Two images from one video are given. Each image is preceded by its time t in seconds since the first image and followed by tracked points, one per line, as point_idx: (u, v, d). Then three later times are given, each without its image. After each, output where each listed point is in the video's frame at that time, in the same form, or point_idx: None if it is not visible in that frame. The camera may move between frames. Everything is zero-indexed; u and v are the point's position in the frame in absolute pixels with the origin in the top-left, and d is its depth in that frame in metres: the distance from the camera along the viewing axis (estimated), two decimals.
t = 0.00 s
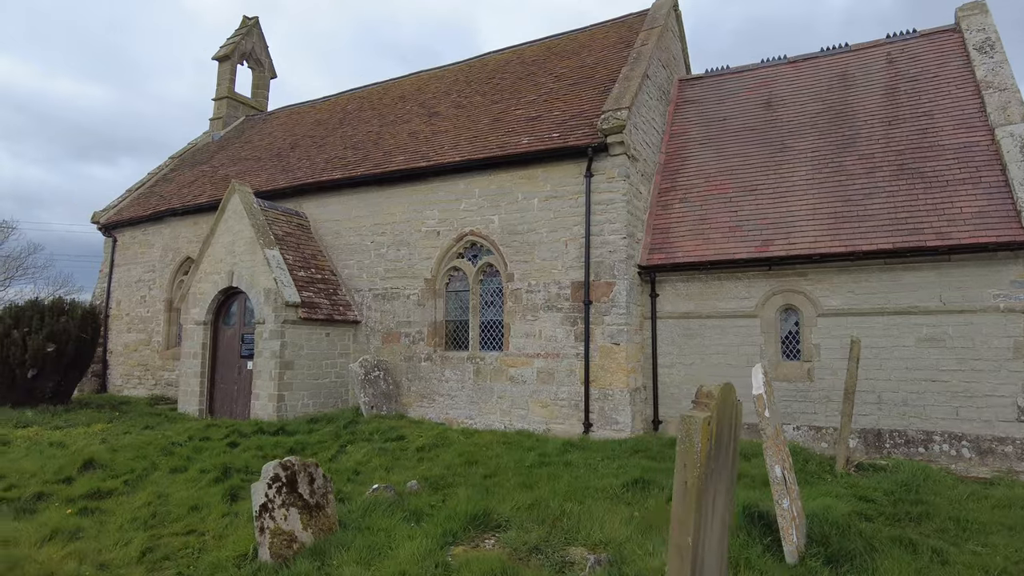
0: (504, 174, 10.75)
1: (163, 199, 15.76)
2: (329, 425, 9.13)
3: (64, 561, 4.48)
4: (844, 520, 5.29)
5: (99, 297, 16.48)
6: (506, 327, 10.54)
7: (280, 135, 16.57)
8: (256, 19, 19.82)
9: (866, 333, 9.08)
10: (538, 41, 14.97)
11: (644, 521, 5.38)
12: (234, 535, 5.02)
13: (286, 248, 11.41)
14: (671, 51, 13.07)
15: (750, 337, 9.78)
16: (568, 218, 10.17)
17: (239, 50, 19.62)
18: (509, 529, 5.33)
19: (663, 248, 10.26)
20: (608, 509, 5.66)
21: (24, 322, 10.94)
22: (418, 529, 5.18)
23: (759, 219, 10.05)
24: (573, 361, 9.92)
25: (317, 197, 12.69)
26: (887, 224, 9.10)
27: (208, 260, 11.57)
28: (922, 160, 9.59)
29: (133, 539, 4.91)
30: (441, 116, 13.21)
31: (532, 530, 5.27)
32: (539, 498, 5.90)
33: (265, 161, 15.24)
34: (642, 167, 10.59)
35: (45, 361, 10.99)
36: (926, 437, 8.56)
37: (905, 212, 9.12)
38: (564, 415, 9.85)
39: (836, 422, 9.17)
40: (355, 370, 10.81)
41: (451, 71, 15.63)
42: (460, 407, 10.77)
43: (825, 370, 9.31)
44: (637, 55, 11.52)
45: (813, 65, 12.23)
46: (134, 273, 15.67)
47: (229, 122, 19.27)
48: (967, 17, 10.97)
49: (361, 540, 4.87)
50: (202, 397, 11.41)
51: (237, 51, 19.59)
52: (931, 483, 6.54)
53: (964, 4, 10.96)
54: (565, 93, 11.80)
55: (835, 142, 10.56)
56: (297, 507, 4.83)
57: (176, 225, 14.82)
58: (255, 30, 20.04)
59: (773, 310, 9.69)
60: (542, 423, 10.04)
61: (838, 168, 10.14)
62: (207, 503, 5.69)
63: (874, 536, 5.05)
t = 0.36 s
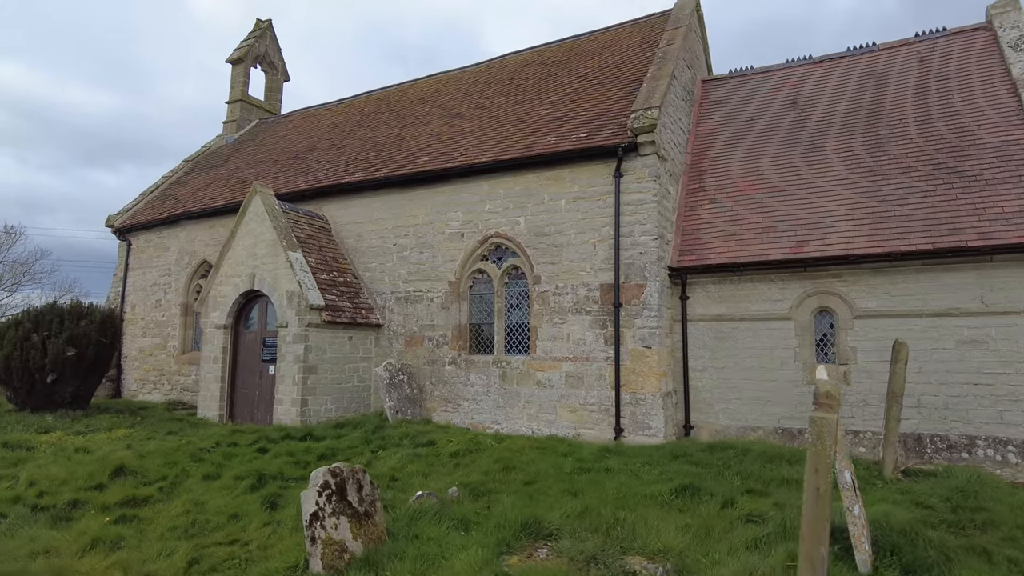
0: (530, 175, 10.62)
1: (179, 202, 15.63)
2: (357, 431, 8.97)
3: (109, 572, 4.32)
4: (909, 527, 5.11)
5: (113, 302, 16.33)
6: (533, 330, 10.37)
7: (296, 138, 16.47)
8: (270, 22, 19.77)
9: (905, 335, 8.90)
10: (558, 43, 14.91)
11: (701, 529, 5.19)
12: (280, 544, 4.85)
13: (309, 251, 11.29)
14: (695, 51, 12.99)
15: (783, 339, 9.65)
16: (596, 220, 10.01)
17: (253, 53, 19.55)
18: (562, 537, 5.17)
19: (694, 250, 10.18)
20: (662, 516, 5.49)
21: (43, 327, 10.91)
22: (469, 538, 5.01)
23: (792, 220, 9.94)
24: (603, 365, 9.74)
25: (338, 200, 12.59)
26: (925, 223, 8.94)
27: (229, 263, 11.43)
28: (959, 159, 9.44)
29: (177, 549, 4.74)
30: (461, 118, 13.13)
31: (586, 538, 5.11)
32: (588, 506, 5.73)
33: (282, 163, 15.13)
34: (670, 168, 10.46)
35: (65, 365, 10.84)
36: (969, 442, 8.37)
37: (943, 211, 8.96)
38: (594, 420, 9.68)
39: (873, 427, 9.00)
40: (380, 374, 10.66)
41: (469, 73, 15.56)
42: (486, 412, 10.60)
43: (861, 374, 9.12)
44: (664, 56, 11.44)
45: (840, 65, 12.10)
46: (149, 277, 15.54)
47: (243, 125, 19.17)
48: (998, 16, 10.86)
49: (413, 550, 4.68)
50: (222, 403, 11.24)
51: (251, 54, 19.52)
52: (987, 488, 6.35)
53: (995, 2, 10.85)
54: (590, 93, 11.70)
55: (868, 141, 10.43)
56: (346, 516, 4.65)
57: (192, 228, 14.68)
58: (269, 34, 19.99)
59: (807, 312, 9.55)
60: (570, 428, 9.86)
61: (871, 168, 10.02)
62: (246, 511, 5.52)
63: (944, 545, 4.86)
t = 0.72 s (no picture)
0: (558, 177, 10.45)
1: (194, 206, 15.47)
2: (386, 438, 8.78)
3: None
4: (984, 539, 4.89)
5: (127, 307, 16.16)
6: (562, 335, 10.17)
7: (312, 141, 16.33)
8: (284, 26, 19.69)
9: (948, 339, 8.70)
10: (578, 45, 14.79)
11: (766, 541, 4.97)
12: (329, 558, 4.64)
13: (332, 254, 11.13)
14: (720, 52, 12.86)
15: (819, 344, 9.46)
16: (627, 222, 9.84)
17: (266, 57, 19.46)
18: (621, 549, 4.96)
19: (727, 253, 10.04)
20: (721, 526, 5.28)
21: (62, 331, 10.80)
22: (526, 551, 4.80)
23: (828, 222, 9.76)
24: (635, 370, 9.55)
25: (359, 203, 12.44)
26: (967, 225, 8.75)
27: (250, 267, 11.24)
28: (999, 159, 9.26)
29: (223, 563, 4.53)
30: (483, 120, 12.98)
31: (647, 551, 4.88)
32: (643, 516, 5.52)
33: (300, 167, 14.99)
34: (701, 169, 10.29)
35: (84, 371, 10.69)
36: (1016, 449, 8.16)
37: (985, 212, 8.77)
38: (627, 427, 9.47)
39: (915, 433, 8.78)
40: (406, 379, 10.48)
41: (488, 75, 15.44)
42: (513, 418, 10.39)
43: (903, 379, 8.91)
44: (691, 57, 11.31)
45: (868, 65, 11.95)
46: (164, 282, 15.37)
47: (257, 129, 19.05)
48: None
49: (471, 564, 4.44)
50: (243, 409, 11.04)
51: (265, 58, 19.42)
52: None
53: None
54: (616, 95, 11.55)
55: (902, 142, 10.26)
56: (401, 527, 4.44)
57: (209, 232, 14.53)
58: (283, 38, 19.90)
59: (844, 316, 9.35)
60: (602, 435, 9.65)
61: (908, 169, 9.85)
62: (288, 522, 5.30)
63: None
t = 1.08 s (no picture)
0: (587, 177, 10.27)
1: (209, 206, 15.30)
2: (416, 444, 8.59)
3: None
4: None
5: (141, 309, 15.98)
6: (591, 338, 9.97)
7: (329, 142, 16.16)
8: (297, 26, 19.53)
9: (991, 343, 8.49)
10: (599, 44, 14.62)
11: (834, 553, 4.76)
12: (384, 573, 4.44)
13: (355, 256, 10.95)
14: (747, 51, 12.70)
15: (857, 347, 9.25)
16: (659, 223, 9.65)
17: (280, 56, 19.30)
18: (684, 564, 4.76)
19: (761, 254, 9.88)
20: (785, 539, 5.08)
21: (81, 334, 10.60)
22: (586, 566, 4.60)
23: (865, 222, 9.59)
24: (668, 374, 9.34)
25: (381, 204, 12.27)
26: (1011, 225, 8.55)
27: (272, 268, 11.06)
28: None
29: None
30: (505, 120, 12.80)
31: (713, 565, 4.68)
32: (700, 528, 5.32)
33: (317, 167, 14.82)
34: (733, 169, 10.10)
35: (104, 375, 10.50)
36: None
37: None
38: (660, 432, 9.27)
39: (958, 439, 8.56)
40: (432, 383, 10.30)
41: (507, 75, 15.27)
42: (540, 423, 10.19)
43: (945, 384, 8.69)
44: (720, 55, 11.14)
45: (900, 64, 11.77)
46: (179, 284, 15.20)
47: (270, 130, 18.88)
48: None
49: None
50: (265, 413, 10.85)
51: (278, 57, 19.26)
52: None
53: None
54: (643, 94, 11.37)
55: (939, 142, 10.08)
56: (460, 542, 4.24)
57: (225, 233, 14.36)
58: (296, 37, 19.74)
59: (883, 318, 9.14)
60: (633, 441, 9.46)
61: (945, 169, 9.67)
62: (333, 533, 5.11)
63: None
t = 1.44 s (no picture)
0: (614, 171, 10.03)
1: (222, 204, 15.07)
2: (444, 445, 8.35)
3: None
4: None
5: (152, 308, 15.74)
6: (620, 336, 9.72)
7: (342, 139, 15.94)
8: (308, 23, 19.33)
9: None
10: (618, 39, 14.40)
11: (908, 558, 4.51)
12: None
13: (376, 253, 10.72)
14: (772, 44, 12.48)
15: (895, 344, 8.99)
16: (690, 217, 9.42)
17: (291, 54, 19.08)
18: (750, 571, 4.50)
19: (795, 251, 9.64)
20: (851, 543, 4.83)
21: (97, 334, 10.38)
22: (649, 572, 4.36)
23: (901, 217, 9.33)
24: (701, 373, 9.09)
25: (400, 200, 12.05)
26: None
27: (290, 266, 10.83)
28: None
29: None
30: (526, 115, 12.57)
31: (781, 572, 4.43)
32: (760, 532, 5.07)
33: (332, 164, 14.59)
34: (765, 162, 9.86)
35: (119, 375, 10.27)
36: None
37: None
38: (693, 432, 9.01)
39: (1003, 439, 8.30)
40: (456, 383, 10.06)
41: (524, 71, 15.05)
42: (567, 423, 9.94)
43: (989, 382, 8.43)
44: (748, 47, 10.91)
45: (930, 57, 11.54)
46: (192, 283, 14.96)
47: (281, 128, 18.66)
48: None
49: None
50: (284, 414, 10.61)
51: (289, 55, 19.05)
52: None
53: None
54: (669, 87, 11.14)
55: (975, 134, 9.82)
56: (520, 548, 3.99)
57: (239, 231, 14.12)
58: (307, 35, 19.53)
59: (922, 315, 8.88)
60: (665, 442, 9.20)
61: (984, 161, 9.41)
62: (376, 538, 4.85)
63: None
